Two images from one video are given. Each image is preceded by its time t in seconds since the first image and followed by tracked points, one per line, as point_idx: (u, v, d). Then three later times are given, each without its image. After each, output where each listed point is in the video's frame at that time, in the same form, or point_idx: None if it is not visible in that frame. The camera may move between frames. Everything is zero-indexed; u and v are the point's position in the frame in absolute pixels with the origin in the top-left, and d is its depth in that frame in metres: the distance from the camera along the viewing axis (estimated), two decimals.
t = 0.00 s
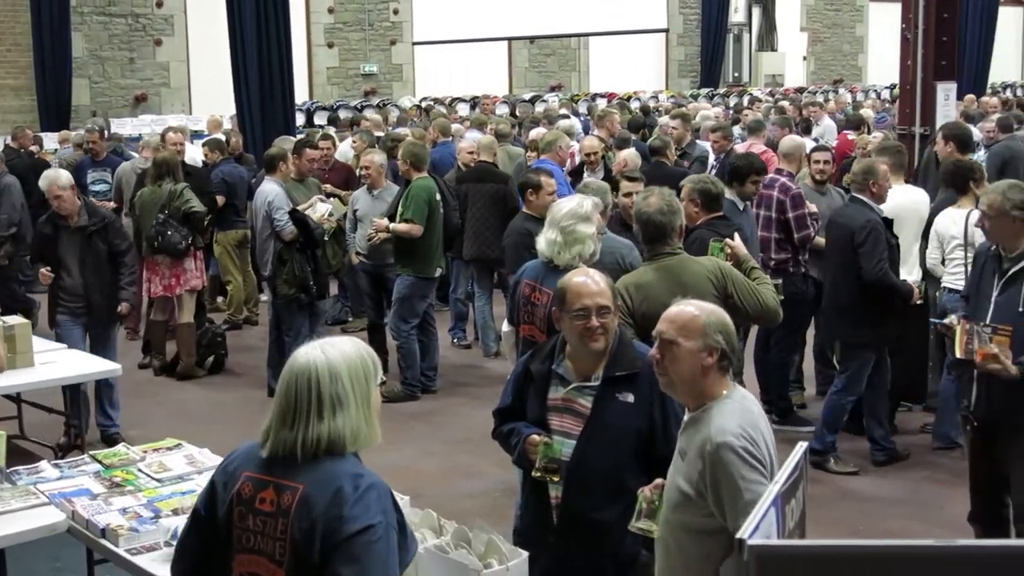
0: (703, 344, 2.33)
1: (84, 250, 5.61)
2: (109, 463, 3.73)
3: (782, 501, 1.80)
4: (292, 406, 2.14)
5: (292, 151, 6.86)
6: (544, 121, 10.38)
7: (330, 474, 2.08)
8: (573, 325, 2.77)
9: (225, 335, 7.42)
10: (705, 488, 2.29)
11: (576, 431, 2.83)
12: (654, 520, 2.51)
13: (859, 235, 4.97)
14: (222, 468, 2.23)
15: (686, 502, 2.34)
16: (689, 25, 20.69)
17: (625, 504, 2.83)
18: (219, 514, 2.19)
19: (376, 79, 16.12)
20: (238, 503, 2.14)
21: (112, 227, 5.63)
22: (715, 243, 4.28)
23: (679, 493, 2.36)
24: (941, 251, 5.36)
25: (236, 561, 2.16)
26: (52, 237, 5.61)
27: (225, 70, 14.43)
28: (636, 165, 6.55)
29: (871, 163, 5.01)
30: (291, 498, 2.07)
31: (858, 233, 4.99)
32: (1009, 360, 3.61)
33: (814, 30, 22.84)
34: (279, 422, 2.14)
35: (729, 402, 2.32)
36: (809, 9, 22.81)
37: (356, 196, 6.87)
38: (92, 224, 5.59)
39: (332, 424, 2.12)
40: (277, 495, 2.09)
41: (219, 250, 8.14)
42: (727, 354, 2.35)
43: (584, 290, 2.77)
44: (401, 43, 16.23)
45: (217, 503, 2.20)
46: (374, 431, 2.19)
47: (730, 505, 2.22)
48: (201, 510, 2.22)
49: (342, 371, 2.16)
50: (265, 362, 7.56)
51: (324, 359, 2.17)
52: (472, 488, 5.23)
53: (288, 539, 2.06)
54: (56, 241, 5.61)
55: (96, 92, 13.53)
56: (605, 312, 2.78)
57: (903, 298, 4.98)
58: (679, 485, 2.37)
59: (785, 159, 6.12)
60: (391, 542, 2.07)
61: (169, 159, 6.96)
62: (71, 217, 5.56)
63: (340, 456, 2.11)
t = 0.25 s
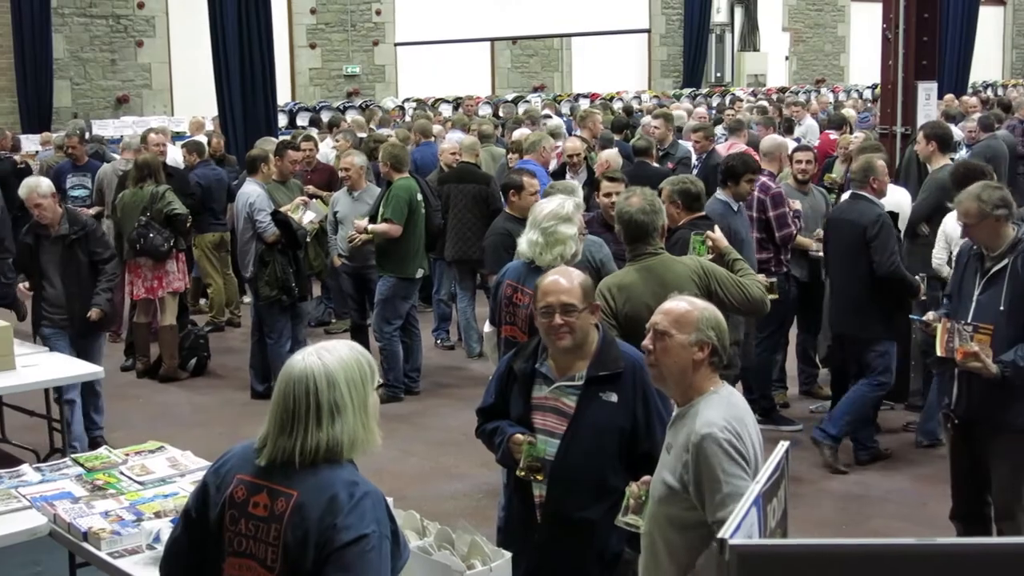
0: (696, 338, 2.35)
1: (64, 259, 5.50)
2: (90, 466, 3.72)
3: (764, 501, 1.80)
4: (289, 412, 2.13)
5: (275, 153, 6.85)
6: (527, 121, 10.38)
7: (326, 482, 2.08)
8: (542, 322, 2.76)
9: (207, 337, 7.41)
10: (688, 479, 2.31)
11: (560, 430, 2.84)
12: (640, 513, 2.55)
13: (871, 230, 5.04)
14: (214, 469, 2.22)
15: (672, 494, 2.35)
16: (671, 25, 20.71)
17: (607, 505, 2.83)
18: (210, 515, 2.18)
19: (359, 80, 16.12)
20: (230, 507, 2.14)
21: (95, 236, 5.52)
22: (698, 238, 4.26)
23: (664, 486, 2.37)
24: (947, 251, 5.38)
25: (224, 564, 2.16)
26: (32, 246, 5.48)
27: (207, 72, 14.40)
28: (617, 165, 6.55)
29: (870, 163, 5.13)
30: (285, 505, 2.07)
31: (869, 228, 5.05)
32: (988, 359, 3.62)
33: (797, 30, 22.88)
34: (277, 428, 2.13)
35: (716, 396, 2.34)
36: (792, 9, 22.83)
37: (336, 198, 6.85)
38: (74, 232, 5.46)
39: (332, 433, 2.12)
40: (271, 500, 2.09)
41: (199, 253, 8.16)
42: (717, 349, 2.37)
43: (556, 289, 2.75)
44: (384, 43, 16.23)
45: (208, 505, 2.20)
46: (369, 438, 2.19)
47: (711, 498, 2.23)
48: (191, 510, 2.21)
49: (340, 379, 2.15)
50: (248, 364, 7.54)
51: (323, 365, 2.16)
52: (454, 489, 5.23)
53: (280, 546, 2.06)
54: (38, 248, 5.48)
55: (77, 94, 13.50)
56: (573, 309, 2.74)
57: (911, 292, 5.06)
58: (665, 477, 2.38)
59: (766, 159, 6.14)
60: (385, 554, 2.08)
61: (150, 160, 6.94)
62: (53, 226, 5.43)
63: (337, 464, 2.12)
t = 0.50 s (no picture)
0: (680, 337, 2.35)
1: (41, 261, 5.44)
2: (72, 469, 3.70)
3: (745, 499, 1.80)
4: (263, 414, 2.12)
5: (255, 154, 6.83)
6: (509, 122, 10.37)
7: (298, 484, 2.08)
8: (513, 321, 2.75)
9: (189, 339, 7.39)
10: (670, 480, 2.31)
11: (537, 429, 2.83)
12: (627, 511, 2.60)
13: (880, 228, 5.01)
14: (190, 471, 2.22)
15: (654, 493, 2.36)
16: (653, 25, 20.72)
17: (582, 505, 2.83)
18: (186, 517, 2.18)
19: (341, 81, 16.10)
20: (204, 509, 2.13)
21: (71, 236, 5.47)
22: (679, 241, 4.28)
23: (647, 484, 2.38)
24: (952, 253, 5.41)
25: (198, 566, 2.15)
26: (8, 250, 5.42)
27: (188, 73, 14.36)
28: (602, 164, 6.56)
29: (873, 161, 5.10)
30: (256, 507, 2.06)
31: (878, 226, 5.02)
32: (969, 357, 3.62)
33: (778, 30, 22.91)
34: (251, 430, 2.12)
35: (701, 397, 2.34)
36: (774, 9, 22.83)
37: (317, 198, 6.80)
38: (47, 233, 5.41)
39: (304, 435, 2.11)
40: (243, 503, 2.08)
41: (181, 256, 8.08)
42: (702, 348, 2.37)
43: (529, 288, 2.74)
44: (366, 44, 16.21)
45: (183, 506, 2.19)
46: (344, 438, 2.18)
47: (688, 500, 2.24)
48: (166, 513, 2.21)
49: (315, 379, 2.14)
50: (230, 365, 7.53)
51: (296, 366, 2.15)
52: (437, 490, 5.22)
53: (253, 548, 2.06)
54: (13, 251, 5.42)
55: (57, 95, 13.45)
56: (544, 309, 2.73)
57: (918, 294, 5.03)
58: (648, 476, 2.38)
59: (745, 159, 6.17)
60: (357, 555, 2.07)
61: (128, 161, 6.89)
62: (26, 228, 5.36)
63: (310, 466, 2.11)
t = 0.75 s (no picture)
0: (654, 345, 2.34)
1: (19, 275, 5.20)
2: (53, 470, 3.69)
3: (726, 500, 1.80)
4: (220, 414, 2.12)
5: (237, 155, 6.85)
6: (492, 121, 10.36)
7: (258, 480, 2.07)
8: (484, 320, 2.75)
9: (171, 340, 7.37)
10: (648, 488, 2.32)
11: (508, 428, 2.83)
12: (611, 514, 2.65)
13: (896, 232, 5.03)
14: (154, 475, 2.22)
15: (635, 499, 2.37)
16: (636, 25, 20.74)
17: (550, 503, 2.82)
18: (150, 520, 2.18)
19: (323, 81, 16.08)
20: (168, 511, 2.13)
21: (51, 247, 5.22)
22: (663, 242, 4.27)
23: (628, 491, 2.39)
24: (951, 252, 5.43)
25: (166, 568, 2.15)
26: None
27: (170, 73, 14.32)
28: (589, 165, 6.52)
29: (883, 164, 5.06)
30: (218, 505, 2.06)
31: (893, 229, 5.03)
32: (950, 356, 3.63)
33: (761, 29, 22.95)
34: (208, 430, 2.12)
35: (680, 403, 2.34)
36: (757, 9, 22.86)
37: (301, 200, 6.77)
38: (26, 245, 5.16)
39: (262, 432, 2.10)
40: (205, 502, 2.08)
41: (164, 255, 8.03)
42: (679, 353, 2.36)
43: (501, 286, 2.75)
44: (349, 44, 16.18)
45: (149, 510, 2.19)
46: (304, 435, 2.17)
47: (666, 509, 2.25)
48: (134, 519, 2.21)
49: (271, 377, 2.14)
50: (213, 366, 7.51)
51: (252, 365, 2.15)
52: (420, 490, 5.22)
53: (216, 546, 2.05)
54: None
55: (38, 96, 13.41)
56: (515, 308, 2.73)
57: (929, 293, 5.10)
58: (628, 483, 2.39)
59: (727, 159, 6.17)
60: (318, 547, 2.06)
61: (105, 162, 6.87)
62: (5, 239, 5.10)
63: (269, 462, 2.10)
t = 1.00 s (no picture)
0: (630, 351, 2.34)
1: None
2: (34, 471, 3.67)
3: (709, 500, 1.81)
4: (179, 415, 2.12)
5: (222, 154, 6.82)
6: (475, 122, 10.36)
7: (216, 479, 2.07)
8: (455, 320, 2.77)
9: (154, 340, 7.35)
10: (630, 496, 2.32)
11: (475, 427, 2.83)
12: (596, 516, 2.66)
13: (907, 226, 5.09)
14: (119, 477, 2.22)
15: (616, 507, 2.38)
16: (621, 25, 20.76)
17: (514, 505, 2.80)
18: (115, 524, 2.18)
19: (307, 81, 16.06)
20: (131, 514, 2.12)
21: (32, 262, 5.06)
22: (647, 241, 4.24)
23: (609, 498, 2.40)
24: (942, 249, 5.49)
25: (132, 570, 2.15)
26: None
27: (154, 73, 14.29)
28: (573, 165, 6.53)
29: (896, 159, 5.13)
30: (178, 506, 2.06)
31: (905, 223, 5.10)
32: (933, 355, 3.64)
33: (745, 30, 22.98)
34: (168, 432, 2.11)
35: (659, 409, 2.34)
36: (740, 9, 22.90)
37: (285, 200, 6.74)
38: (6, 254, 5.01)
39: (221, 432, 2.10)
40: (166, 504, 2.07)
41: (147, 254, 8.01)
42: (655, 358, 2.36)
43: (473, 287, 2.75)
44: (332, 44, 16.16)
45: (113, 513, 2.19)
46: (265, 433, 2.17)
47: (646, 517, 2.25)
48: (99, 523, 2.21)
49: (231, 375, 2.14)
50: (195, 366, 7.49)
51: (212, 364, 2.15)
52: (403, 491, 5.22)
53: (178, 548, 2.05)
54: None
55: (21, 95, 13.38)
56: (488, 309, 2.75)
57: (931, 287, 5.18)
58: (610, 491, 2.40)
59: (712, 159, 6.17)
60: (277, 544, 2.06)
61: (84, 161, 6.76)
62: None
63: (229, 461, 2.10)
